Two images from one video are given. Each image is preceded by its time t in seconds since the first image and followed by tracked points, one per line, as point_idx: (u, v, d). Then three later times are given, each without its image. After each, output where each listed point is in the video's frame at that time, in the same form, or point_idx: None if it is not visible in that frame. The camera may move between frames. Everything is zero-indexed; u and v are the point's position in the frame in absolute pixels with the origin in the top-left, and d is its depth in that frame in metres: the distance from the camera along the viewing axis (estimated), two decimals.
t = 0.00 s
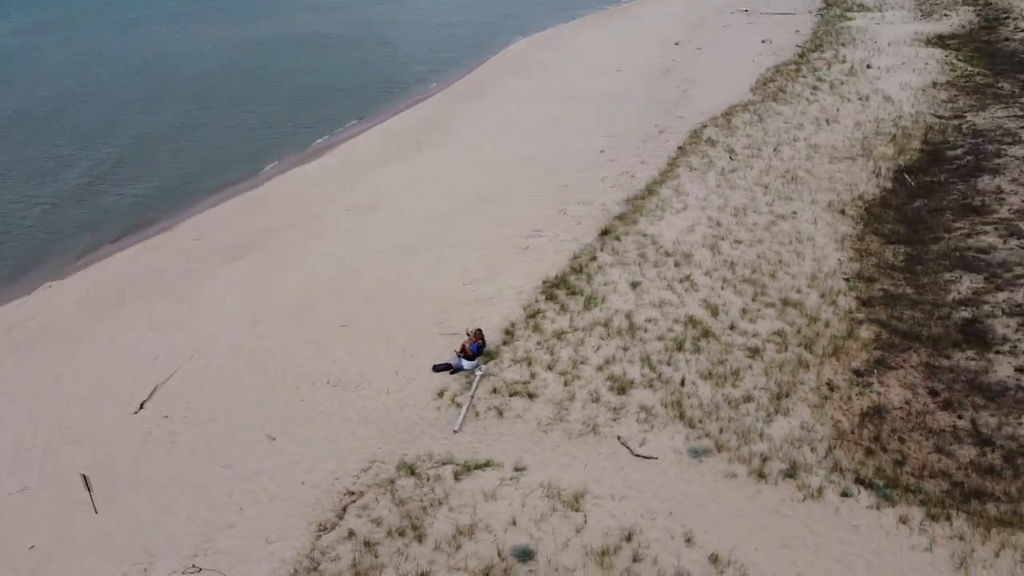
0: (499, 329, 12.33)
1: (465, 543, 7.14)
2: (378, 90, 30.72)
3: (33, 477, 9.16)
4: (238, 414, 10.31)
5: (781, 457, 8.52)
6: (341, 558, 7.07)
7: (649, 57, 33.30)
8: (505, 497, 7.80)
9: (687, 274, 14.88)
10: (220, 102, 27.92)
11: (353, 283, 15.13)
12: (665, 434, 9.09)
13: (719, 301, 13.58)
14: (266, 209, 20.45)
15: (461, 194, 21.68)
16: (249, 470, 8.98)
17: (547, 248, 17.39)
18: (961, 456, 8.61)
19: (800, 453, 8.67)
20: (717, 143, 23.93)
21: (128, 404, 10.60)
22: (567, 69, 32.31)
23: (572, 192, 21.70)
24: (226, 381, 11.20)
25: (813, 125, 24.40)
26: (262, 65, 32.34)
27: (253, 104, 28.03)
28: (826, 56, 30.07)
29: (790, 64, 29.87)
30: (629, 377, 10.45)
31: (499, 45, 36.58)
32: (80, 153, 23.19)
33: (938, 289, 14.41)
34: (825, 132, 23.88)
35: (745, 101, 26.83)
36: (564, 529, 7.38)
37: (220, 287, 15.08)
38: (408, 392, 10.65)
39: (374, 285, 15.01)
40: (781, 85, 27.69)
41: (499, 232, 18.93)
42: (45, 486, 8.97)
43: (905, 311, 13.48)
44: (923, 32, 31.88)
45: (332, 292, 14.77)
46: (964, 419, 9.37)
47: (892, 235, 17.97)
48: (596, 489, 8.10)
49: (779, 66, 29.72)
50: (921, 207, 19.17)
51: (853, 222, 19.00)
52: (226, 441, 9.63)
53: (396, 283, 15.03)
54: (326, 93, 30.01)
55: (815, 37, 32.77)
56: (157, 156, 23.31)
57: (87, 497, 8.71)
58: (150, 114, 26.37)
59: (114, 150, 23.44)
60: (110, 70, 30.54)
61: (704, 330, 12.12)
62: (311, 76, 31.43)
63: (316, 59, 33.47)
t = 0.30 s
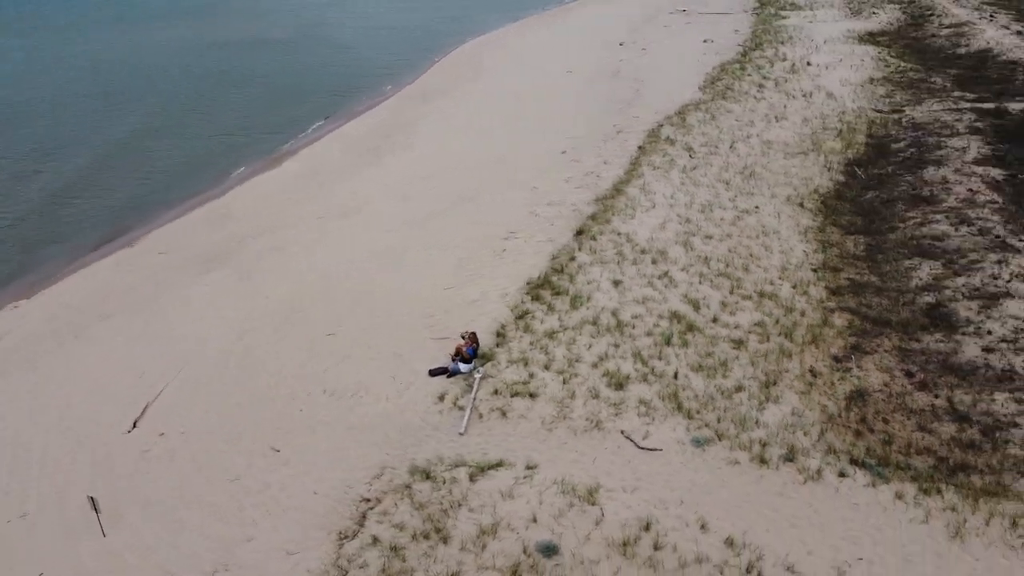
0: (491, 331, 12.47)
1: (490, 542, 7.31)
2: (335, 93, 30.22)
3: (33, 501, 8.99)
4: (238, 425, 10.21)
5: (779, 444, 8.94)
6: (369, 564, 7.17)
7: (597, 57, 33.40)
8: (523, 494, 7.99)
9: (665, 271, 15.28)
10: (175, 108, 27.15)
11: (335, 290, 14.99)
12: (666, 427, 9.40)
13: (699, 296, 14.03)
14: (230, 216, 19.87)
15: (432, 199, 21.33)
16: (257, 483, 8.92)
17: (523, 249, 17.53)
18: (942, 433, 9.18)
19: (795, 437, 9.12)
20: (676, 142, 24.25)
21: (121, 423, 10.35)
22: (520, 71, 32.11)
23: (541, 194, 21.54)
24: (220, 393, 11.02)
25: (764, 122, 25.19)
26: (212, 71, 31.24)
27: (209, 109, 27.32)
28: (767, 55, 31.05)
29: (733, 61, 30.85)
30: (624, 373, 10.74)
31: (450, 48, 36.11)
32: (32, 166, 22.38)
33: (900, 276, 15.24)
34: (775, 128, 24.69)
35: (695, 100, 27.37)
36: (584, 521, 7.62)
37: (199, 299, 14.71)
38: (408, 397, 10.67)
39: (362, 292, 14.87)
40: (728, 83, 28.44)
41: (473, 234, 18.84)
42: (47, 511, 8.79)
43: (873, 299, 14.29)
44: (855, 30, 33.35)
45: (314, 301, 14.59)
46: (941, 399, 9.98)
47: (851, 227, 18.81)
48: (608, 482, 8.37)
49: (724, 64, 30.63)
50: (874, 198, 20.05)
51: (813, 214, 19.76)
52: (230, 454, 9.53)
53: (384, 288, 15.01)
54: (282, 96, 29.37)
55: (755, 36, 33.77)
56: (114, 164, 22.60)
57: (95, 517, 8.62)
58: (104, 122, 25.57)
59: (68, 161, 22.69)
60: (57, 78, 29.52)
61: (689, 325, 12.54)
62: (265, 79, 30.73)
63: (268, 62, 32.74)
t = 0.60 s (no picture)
0: (483, 333, 12.61)
1: (515, 539, 7.52)
2: (294, 97, 29.74)
3: (36, 526, 8.78)
4: (241, 438, 10.11)
5: (776, 430, 9.38)
6: (400, 568, 7.32)
7: (550, 57, 33.76)
8: (541, 491, 8.21)
9: (644, 268, 15.66)
10: (129, 115, 26.33)
11: (318, 297, 14.85)
12: (668, 419, 9.75)
13: (680, 291, 14.47)
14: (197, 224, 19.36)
15: (406, 202, 21.06)
16: (270, 495, 8.89)
17: (501, 251, 17.70)
18: (923, 413, 9.79)
19: (790, 423, 9.57)
20: (637, 142, 24.70)
21: (119, 441, 10.15)
22: (474, 73, 31.96)
23: (511, 196, 21.42)
24: (217, 407, 10.88)
25: (718, 120, 25.95)
26: (162, 78, 30.23)
27: (166, 115, 26.58)
28: (713, 55, 31.98)
29: (681, 62, 31.65)
30: (621, 368, 11.03)
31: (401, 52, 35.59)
32: None
33: (866, 265, 16.07)
34: (729, 126, 25.47)
35: (649, 100, 27.97)
36: (603, 514, 7.88)
37: (178, 311, 14.31)
38: (410, 402, 10.73)
39: (350, 300, 14.67)
40: (679, 83, 29.18)
41: (450, 235, 18.77)
42: (54, 536, 8.61)
43: (842, 289, 15.00)
44: (792, 29, 34.67)
45: (297, 308, 14.37)
46: (918, 380, 10.62)
47: (812, 220, 19.60)
48: (620, 475, 8.65)
49: (672, 64, 31.41)
50: (831, 191, 20.94)
51: (775, 208, 20.49)
52: (237, 467, 9.46)
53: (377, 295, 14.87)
54: (239, 100, 28.72)
55: (698, 36, 34.72)
56: (70, 175, 21.80)
57: (108, 537, 8.51)
58: (53, 132, 24.61)
59: (20, 174, 21.79)
60: None
61: (675, 319, 12.93)
62: (219, 84, 30.04)
63: (221, 67, 32.03)
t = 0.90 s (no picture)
0: (477, 335, 12.74)
1: (538, 534, 7.78)
2: (251, 101, 29.12)
3: (44, 551, 8.62)
4: (244, 450, 10.04)
5: (771, 416, 9.84)
6: (429, 569, 7.48)
7: (502, 58, 33.96)
8: (556, 487, 8.46)
9: (624, 266, 16.01)
10: (80, 126, 25.45)
11: (302, 304, 14.70)
12: (667, 411, 10.11)
13: (661, 287, 14.90)
14: (164, 234, 18.78)
15: (378, 204, 20.82)
16: (282, 506, 8.91)
17: (480, 253, 17.82)
18: (903, 394, 10.41)
19: (783, 409, 10.05)
20: (600, 142, 24.93)
21: (117, 459, 9.97)
22: (428, 75, 31.88)
23: (482, 199, 21.24)
24: (215, 421, 10.75)
25: (675, 119, 26.61)
26: (111, 86, 29.30)
27: (119, 124, 25.77)
28: (661, 55, 32.76)
29: (631, 62, 32.28)
30: (616, 364, 11.33)
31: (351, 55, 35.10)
32: None
33: (832, 256, 16.87)
34: (686, 125, 26.15)
35: (606, 100, 28.35)
36: (619, 505, 8.19)
37: (158, 325, 14.00)
38: (412, 405, 10.81)
39: (338, 307, 14.49)
40: (632, 83, 29.76)
41: (427, 239, 18.70)
42: (65, 561, 8.46)
43: (813, 280, 15.67)
44: (733, 29, 35.83)
45: (282, 317, 14.17)
46: (894, 363, 11.25)
47: (775, 213, 20.36)
48: (629, 467, 8.96)
49: (622, 64, 32.00)
50: (790, 185, 21.77)
51: (739, 203, 21.17)
52: (245, 480, 9.42)
53: (367, 302, 14.75)
54: (194, 106, 27.98)
55: (644, 36, 35.46)
56: (25, 190, 21.00)
57: (124, 557, 8.40)
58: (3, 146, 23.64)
59: None
60: None
61: (661, 314, 13.32)
62: (171, 91, 29.23)
63: (172, 73, 31.18)
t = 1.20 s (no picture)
0: (472, 338, 12.86)
1: (560, 528, 8.06)
2: (206, 109, 28.44)
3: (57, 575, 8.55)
4: (251, 463, 10.00)
5: (765, 404, 10.31)
6: (460, 568, 7.68)
7: (453, 61, 34.03)
8: (571, 482, 8.74)
9: (604, 266, 16.34)
10: (29, 143, 24.52)
11: (287, 314, 14.54)
12: (666, 403, 10.49)
13: (642, 284, 15.32)
14: (131, 248, 18.24)
15: (348, 208, 20.62)
16: (298, 516, 8.95)
17: (458, 257, 17.91)
18: (883, 376, 11.05)
19: (775, 396, 10.54)
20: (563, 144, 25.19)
21: (119, 479, 9.95)
22: (381, 79, 31.73)
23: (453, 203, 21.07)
24: (216, 435, 10.66)
25: (632, 120, 27.20)
26: (56, 101, 28.29)
27: (71, 138, 24.89)
28: (610, 57, 33.40)
29: (582, 64, 32.75)
30: (612, 361, 11.65)
31: (303, 60, 34.53)
32: None
33: (799, 249, 17.62)
34: (643, 126, 26.77)
35: (563, 102, 28.72)
36: (634, 496, 8.52)
37: (139, 341, 13.69)
38: (415, 410, 10.89)
39: (327, 315, 14.32)
40: (585, 86, 30.24)
41: (406, 244, 18.63)
42: None
43: (785, 272, 16.34)
44: (676, 30, 36.82)
45: (270, 328, 14.00)
46: (871, 348, 11.91)
47: (739, 209, 21.09)
48: (638, 458, 9.29)
49: (573, 66, 32.45)
50: (750, 182, 22.59)
51: (704, 200, 21.84)
52: (257, 493, 9.41)
53: (356, 311, 14.66)
54: (147, 116, 27.20)
55: (591, 39, 36.05)
56: None
57: None
58: None
59: None
60: None
61: (646, 311, 13.73)
62: (120, 101, 28.34)
63: (119, 84, 30.23)
